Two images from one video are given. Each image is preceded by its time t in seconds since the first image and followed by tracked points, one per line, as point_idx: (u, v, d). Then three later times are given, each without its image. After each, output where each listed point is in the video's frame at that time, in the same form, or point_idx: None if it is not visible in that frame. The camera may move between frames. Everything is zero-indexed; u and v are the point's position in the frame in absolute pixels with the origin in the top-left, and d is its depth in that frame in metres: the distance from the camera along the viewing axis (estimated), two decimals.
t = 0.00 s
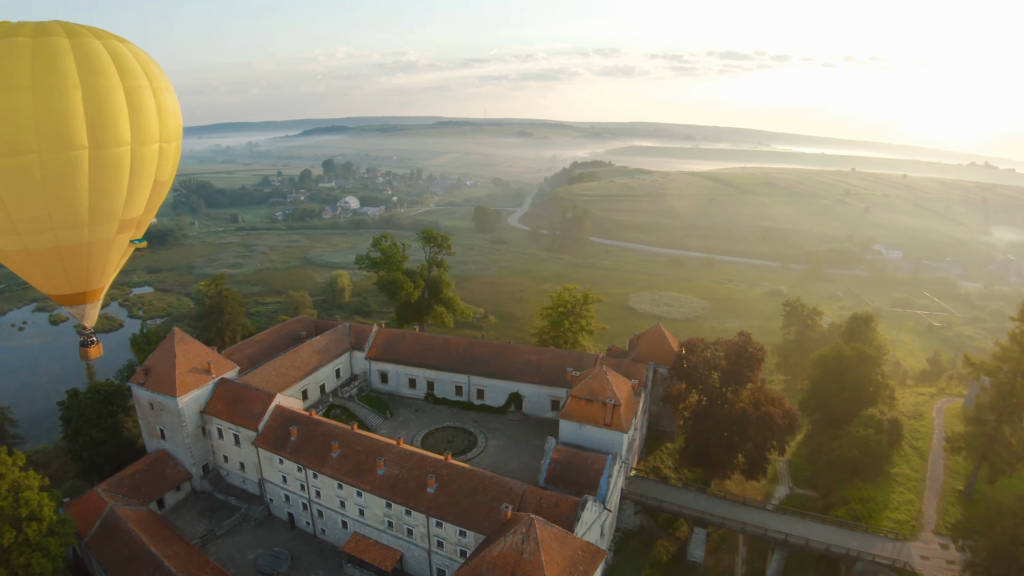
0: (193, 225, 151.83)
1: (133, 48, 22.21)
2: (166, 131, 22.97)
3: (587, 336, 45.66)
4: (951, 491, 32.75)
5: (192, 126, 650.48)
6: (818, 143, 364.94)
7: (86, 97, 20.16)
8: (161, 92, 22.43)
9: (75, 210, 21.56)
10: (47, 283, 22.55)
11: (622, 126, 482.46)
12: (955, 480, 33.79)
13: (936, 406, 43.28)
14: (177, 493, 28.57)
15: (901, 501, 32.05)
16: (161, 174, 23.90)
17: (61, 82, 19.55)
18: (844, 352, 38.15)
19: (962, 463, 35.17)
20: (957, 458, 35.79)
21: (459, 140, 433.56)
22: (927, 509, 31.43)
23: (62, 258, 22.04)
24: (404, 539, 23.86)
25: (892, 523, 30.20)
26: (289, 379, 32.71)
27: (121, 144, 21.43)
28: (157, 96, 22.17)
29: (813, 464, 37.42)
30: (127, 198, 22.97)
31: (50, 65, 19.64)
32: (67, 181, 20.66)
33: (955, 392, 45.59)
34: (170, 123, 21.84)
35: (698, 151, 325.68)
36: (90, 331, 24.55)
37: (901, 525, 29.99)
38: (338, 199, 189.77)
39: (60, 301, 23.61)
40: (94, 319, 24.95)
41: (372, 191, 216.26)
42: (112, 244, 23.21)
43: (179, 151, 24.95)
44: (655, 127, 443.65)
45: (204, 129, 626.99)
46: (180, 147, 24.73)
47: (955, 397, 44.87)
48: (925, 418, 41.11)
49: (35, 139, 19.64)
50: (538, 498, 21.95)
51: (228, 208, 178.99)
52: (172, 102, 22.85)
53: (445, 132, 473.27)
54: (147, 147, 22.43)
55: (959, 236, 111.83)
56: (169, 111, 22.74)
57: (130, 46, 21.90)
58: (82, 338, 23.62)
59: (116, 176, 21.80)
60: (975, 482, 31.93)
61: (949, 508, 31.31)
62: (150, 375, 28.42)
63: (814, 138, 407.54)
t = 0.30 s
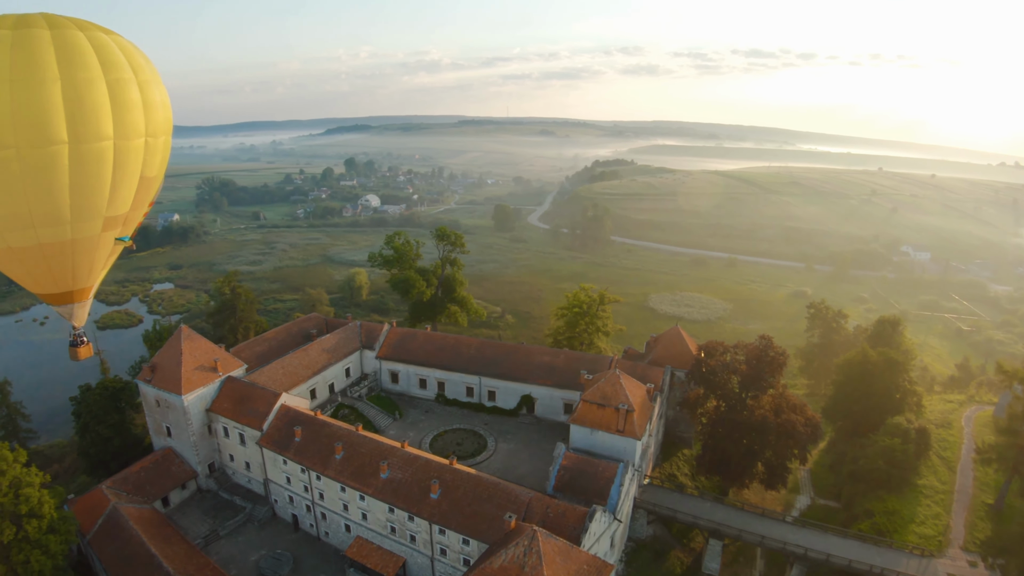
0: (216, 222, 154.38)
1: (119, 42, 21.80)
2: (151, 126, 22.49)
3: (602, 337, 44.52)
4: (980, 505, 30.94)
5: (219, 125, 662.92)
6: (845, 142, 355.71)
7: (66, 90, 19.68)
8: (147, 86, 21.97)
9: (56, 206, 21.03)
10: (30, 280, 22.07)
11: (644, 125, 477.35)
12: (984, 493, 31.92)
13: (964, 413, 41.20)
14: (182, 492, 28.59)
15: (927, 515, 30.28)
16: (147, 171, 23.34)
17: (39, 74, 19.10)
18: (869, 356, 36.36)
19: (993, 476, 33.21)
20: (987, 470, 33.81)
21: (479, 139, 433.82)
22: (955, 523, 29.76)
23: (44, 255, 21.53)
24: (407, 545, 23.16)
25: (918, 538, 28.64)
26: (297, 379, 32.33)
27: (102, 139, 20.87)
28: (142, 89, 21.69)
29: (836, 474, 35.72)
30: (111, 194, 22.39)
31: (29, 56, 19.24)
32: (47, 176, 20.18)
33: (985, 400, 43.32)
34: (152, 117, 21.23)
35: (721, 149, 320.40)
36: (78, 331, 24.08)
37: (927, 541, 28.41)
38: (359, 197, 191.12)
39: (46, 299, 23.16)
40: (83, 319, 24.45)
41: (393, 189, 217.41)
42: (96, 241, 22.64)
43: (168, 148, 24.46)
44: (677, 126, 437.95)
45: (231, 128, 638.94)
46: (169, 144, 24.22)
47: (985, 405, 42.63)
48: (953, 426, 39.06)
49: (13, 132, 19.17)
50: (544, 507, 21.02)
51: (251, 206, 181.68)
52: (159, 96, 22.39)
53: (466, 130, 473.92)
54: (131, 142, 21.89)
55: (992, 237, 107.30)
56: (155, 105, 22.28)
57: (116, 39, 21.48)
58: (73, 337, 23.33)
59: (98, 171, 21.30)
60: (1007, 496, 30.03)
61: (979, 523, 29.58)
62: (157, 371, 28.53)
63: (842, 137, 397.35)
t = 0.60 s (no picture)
0: (234, 220, 156.16)
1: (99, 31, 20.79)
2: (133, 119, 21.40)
3: (615, 339, 43.34)
4: (1006, 520, 29.15)
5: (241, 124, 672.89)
6: (868, 143, 347.87)
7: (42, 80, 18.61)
8: (128, 77, 20.91)
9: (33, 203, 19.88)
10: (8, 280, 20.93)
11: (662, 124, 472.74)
12: (1010, 508, 30.06)
13: (990, 423, 39.25)
14: (182, 491, 28.68)
15: (950, 530, 28.50)
16: (128, 166, 22.23)
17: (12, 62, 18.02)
18: (891, 362, 34.71)
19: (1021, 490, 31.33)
20: (1015, 484, 31.95)
21: (497, 138, 433.51)
22: (980, 539, 28.00)
23: (21, 254, 20.38)
24: (405, 552, 22.44)
25: (939, 554, 27.08)
26: (300, 378, 31.94)
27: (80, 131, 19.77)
28: (123, 80, 20.63)
29: (856, 485, 34.09)
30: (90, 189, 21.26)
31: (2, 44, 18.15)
32: (22, 173, 18.97)
33: (1013, 409, 41.24)
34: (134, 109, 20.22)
35: (741, 149, 315.45)
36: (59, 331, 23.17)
37: (950, 558, 26.85)
38: (376, 195, 192.00)
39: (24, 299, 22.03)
40: (65, 319, 23.45)
41: (410, 187, 218.12)
42: (76, 239, 21.53)
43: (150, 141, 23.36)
44: (696, 125, 432.72)
45: (252, 127, 647.98)
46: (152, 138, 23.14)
47: (1012, 414, 40.63)
48: (978, 437, 37.17)
49: None
50: (547, 518, 20.11)
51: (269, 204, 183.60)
52: (140, 87, 21.33)
53: (484, 129, 474.21)
54: (110, 135, 20.77)
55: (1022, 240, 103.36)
56: (137, 97, 21.23)
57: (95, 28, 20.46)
58: (55, 337, 22.68)
59: (77, 167, 20.18)
60: None
61: (1005, 540, 27.85)
62: (158, 369, 28.59)
63: (867, 138, 388.27)
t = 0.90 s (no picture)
0: (250, 217, 157.63)
1: (73, 20, 19.84)
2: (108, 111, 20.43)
3: (627, 342, 42.21)
4: None
5: (260, 123, 681.42)
6: (891, 144, 340.38)
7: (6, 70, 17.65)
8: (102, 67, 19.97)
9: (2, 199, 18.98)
10: None
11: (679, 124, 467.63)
12: None
13: (1015, 434, 37.43)
14: (180, 490, 28.60)
15: (972, 546, 26.94)
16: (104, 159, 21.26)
17: None
18: (912, 370, 33.19)
19: None
20: None
21: (513, 137, 432.62)
22: (1003, 557, 26.46)
23: None
24: (400, 560, 21.77)
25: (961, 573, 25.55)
26: (300, 377, 31.48)
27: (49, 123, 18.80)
28: (96, 71, 19.66)
29: (874, 498, 32.62)
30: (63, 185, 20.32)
31: None
32: None
33: None
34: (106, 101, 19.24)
35: (760, 150, 310.95)
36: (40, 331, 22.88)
37: None
38: (391, 194, 192.38)
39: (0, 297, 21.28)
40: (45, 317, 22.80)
41: (425, 186, 218.09)
42: (50, 236, 20.65)
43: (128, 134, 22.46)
44: (715, 126, 427.11)
45: (271, 126, 655.49)
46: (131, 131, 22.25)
47: None
48: (1003, 448, 35.42)
49: None
50: (546, 529, 19.20)
51: (286, 202, 184.99)
52: (115, 78, 20.38)
53: (500, 129, 473.69)
54: (82, 128, 19.79)
55: None
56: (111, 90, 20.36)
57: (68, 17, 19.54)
58: (35, 337, 22.58)
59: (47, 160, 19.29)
60: None
61: None
62: (157, 366, 28.44)
63: (891, 139, 380.02)
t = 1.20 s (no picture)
0: (265, 215, 158.74)
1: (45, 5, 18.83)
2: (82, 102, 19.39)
3: (637, 345, 41.01)
4: None
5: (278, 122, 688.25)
6: (912, 146, 333.34)
7: None
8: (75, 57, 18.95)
9: None
10: None
11: (696, 125, 462.68)
12: None
13: None
14: (176, 490, 28.62)
15: (993, 566, 25.40)
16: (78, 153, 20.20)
17: None
18: (933, 378, 31.63)
19: None
20: None
21: (528, 137, 431.19)
22: None
23: None
24: (393, 569, 21.05)
25: None
26: (300, 377, 31.01)
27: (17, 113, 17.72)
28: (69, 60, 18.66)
29: (891, 510, 31.14)
30: (34, 179, 19.21)
31: None
32: None
33: None
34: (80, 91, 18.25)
35: (778, 151, 306.01)
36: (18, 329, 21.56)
37: None
38: (405, 193, 192.40)
39: None
40: (23, 316, 21.51)
41: (439, 185, 217.79)
42: (21, 232, 19.53)
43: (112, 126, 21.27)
44: (732, 126, 421.65)
45: (289, 125, 661.75)
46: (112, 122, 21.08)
47: None
48: None
49: None
50: (543, 543, 18.27)
51: (300, 200, 186.05)
52: (90, 68, 19.36)
53: (515, 128, 472.61)
54: (54, 119, 18.73)
55: None
56: (86, 80, 19.32)
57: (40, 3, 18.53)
58: (13, 336, 21.47)
59: (17, 154, 18.20)
60: None
61: None
62: (154, 364, 28.35)
63: (913, 140, 372.16)
